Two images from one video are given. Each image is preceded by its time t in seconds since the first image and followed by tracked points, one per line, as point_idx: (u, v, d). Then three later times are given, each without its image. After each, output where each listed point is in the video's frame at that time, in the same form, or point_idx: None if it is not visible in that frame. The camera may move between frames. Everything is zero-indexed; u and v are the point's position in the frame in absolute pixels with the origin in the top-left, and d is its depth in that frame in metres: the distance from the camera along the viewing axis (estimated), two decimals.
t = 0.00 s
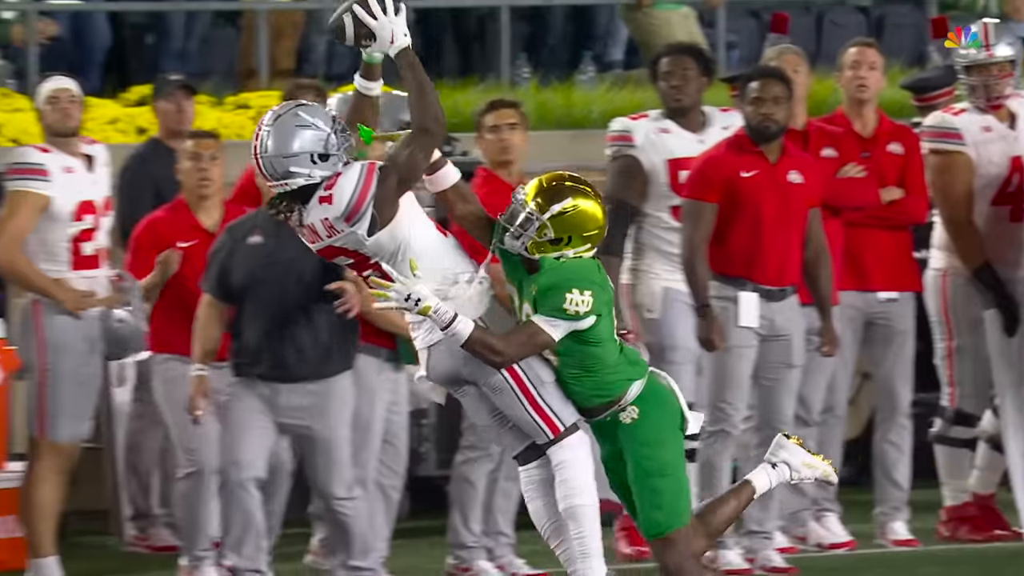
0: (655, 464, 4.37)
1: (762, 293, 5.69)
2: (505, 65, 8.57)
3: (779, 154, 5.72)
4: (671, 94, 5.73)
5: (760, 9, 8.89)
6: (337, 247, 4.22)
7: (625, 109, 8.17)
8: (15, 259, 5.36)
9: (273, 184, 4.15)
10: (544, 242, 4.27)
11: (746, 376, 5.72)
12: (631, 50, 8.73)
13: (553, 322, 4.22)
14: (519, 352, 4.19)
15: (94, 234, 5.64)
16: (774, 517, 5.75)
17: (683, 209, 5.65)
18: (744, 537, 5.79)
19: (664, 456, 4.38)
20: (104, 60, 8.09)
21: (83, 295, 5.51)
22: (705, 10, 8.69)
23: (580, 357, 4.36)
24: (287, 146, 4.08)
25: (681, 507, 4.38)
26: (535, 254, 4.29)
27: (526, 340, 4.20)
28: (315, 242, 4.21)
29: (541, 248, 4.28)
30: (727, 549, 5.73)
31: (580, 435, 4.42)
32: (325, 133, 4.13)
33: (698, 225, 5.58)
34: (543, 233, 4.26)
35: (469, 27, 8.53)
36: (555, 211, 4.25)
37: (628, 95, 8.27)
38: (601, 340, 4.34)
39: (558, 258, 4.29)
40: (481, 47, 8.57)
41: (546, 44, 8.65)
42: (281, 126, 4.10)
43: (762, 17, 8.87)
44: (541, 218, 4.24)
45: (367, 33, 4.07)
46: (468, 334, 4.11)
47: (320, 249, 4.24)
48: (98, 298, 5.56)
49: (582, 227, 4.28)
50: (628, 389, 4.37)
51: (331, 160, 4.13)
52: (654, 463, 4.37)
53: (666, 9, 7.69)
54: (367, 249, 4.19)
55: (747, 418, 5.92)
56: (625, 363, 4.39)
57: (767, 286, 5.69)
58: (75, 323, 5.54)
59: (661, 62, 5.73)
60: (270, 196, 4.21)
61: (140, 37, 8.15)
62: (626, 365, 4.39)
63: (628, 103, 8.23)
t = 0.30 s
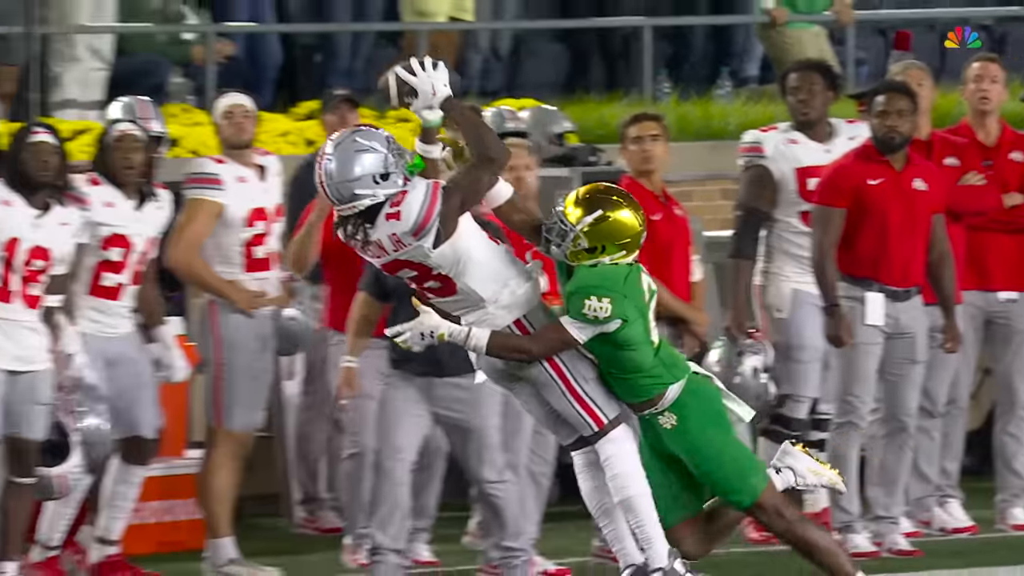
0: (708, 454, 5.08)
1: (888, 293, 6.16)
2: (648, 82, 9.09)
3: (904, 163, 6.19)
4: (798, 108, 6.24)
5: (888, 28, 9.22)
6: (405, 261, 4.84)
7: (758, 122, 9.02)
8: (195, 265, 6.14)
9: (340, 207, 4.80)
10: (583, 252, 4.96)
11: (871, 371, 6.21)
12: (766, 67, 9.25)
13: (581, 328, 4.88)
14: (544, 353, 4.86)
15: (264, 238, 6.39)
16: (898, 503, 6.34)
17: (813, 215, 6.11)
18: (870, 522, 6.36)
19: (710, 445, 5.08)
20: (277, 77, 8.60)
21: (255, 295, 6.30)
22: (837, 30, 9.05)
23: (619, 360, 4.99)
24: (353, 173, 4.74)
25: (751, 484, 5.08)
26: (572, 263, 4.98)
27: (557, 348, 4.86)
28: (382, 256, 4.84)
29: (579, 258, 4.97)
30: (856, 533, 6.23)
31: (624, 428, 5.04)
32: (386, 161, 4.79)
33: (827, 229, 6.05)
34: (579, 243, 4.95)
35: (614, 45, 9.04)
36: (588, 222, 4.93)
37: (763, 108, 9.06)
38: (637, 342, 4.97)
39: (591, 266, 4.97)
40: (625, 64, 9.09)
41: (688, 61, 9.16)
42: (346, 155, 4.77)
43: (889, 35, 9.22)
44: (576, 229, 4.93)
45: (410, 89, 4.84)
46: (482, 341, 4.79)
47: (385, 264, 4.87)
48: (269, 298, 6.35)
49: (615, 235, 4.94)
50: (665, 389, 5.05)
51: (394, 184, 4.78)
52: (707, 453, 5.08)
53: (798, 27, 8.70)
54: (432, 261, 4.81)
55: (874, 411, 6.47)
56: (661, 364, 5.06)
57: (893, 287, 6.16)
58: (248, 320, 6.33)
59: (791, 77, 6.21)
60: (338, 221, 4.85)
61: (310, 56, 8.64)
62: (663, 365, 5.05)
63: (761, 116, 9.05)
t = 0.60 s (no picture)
0: (755, 437, 5.82)
1: (1000, 291, 7.23)
2: (779, 97, 10.56)
3: (1015, 171, 7.26)
4: (914, 120, 7.34)
5: (1000, 46, 10.86)
6: (470, 273, 5.73)
7: (882, 133, 10.60)
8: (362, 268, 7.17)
9: (413, 226, 5.69)
10: (632, 264, 5.74)
11: (984, 363, 7.31)
12: (889, 84, 10.85)
13: (635, 341, 5.69)
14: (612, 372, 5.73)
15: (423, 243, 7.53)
16: (1009, 485, 7.43)
17: (931, 219, 7.17)
18: (986, 503, 7.43)
19: (757, 428, 5.83)
20: (437, 95, 9.85)
21: (417, 292, 7.27)
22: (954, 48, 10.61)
23: (672, 362, 5.80)
24: (423, 194, 5.63)
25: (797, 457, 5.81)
26: (626, 274, 5.76)
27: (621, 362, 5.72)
28: (449, 271, 5.73)
29: (629, 270, 5.75)
30: (971, 512, 7.30)
31: (679, 423, 5.90)
32: (451, 184, 5.69)
33: (943, 233, 7.10)
34: (629, 257, 5.72)
35: (748, 64, 10.54)
36: (637, 237, 5.71)
37: (885, 121, 10.69)
38: (685, 347, 5.79)
39: (640, 277, 5.75)
40: (758, 81, 10.57)
41: (819, 78, 10.67)
42: (417, 180, 5.65)
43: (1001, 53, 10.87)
44: (626, 244, 5.71)
45: (459, 141, 5.84)
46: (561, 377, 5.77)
47: (453, 278, 5.76)
48: (430, 295, 7.29)
49: (660, 249, 5.72)
50: (713, 385, 5.84)
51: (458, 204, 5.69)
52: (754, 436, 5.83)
53: (921, 49, 10.57)
54: (494, 273, 5.73)
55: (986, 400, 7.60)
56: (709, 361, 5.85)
57: (1004, 286, 7.23)
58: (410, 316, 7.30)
59: (907, 93, 7.32)
60: (411, 238, 5.74)
61: (468, 75, 9.89)
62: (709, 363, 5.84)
63: (884, 127, 10.65)
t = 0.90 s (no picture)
0: (785, 418, 6.64)
1: None
2: (885, 96, 11.46)
3: None
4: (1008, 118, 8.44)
5: None
6: (522, 278, 6.53)
7: (983, 130, 11.35)
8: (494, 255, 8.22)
9: (469, 237, 6.50)
10: (672, 265, 6.49)
11: None
12: (984, 83, 11.80)
13: (690, 340, 6.47)
14: (681, 377, 6.50)
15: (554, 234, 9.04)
16: None
17: None
18: None
19: (784, 410, 6.64)
20: (568, 94, 10.89)
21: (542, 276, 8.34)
22: None
23: (710, 350, 6.59)
24: (476, 206, 6.46)
25: (821, 437, 6.66)
26: (665, 275, 6.51)
27: (680, 362, 6.49)
28: (502, 277, 6.53)
29: (668, 269, 6.50)
30: None
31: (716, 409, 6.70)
32: (499, 198, 6.53)
33: None
34: (669, 258, 6.47)
35: (858, 64, 11.49)
36: (676, 240, 6.47)
37: (983, 119, 11.36)
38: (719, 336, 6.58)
39: (679, 278, 6.52)
40: (867, 81, 11.51)
41: (924, 79, 11.60)
42: (470, 196, 6.48)
43: None
44: (666, 246, 6.47)
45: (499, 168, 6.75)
46: (637, 387, 6.51)
47: (507, 285, 6.56)
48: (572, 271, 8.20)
49: (697, 250, 6.49)
50: (744, 371, 6.63)
51: (506, 216, 6.52)
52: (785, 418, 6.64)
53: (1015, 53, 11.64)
54: (544, 276, 6.54)
55: None
56: (739, 351, 6.64)
57: None
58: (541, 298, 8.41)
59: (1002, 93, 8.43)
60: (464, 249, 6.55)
61: (597, 77, 10.95)
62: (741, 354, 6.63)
63: (985, 125, 11.36)
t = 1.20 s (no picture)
0: (793, 399, 7.21)
1: None
2: (960, 81, 13.19)
3: None
4: None
5: None
6: (554, 275, 7.10)
7: None
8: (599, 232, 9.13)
9: (503, 242, 7.04)
10: (694, 257, 7.04)
11: None
12: None
13: (725, 325, 7.01)
14: (723, 365, 7.05)
15: (652, 210, 9.63)
16: None
17: None
18: None
19: (791, 392, 7.21)
20: (664, 81, 12.29)
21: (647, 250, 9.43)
22: None
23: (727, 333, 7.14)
24: (504, 213, 6.99)
25: (824, 421, 7.20)
26: (688, 268, 7.05)
27: (720, 347, 7.03)
28: (536, 276, 7.11)
29: (692, 262, 7.04)
30: None
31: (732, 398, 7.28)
32: (523, 202, 7.07)
33: None
34: (692, 251, 7.02)
35: (939, 54, 13.29)
36: (696, 234, 7.02)
37: None
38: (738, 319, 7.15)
39: (702, 269, 7.06)
40: (946, 68, 13.31)
41: (999, 65, 13.46)
42: (500, 204, 7.02)
43: None
44: (688, 241, 7.01)
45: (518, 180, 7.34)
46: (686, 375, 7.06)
47: (541, 284, 7.12)
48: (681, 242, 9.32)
49: (714, 241, 7.05)
50: (758, 354, 7.19)
51: (532, 217, 7.06)
52: (794, 399, 7.20)
53: None
54: (574, 270, 7.11)
55: None
56: (755, 333, 7.19)
57: None
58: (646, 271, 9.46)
59: None
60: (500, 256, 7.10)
61: (691, 66, 12.40)
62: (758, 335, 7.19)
63: None
